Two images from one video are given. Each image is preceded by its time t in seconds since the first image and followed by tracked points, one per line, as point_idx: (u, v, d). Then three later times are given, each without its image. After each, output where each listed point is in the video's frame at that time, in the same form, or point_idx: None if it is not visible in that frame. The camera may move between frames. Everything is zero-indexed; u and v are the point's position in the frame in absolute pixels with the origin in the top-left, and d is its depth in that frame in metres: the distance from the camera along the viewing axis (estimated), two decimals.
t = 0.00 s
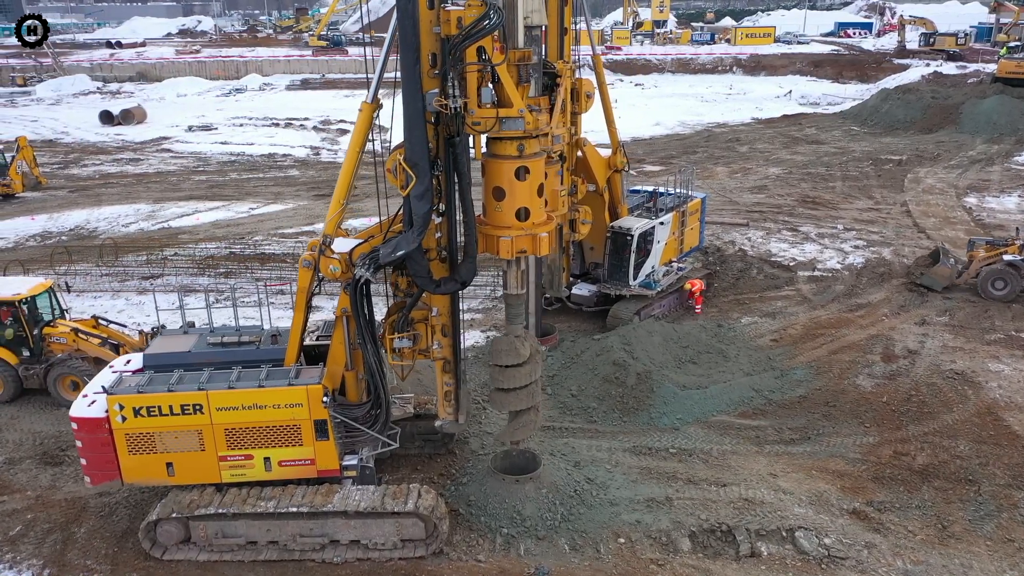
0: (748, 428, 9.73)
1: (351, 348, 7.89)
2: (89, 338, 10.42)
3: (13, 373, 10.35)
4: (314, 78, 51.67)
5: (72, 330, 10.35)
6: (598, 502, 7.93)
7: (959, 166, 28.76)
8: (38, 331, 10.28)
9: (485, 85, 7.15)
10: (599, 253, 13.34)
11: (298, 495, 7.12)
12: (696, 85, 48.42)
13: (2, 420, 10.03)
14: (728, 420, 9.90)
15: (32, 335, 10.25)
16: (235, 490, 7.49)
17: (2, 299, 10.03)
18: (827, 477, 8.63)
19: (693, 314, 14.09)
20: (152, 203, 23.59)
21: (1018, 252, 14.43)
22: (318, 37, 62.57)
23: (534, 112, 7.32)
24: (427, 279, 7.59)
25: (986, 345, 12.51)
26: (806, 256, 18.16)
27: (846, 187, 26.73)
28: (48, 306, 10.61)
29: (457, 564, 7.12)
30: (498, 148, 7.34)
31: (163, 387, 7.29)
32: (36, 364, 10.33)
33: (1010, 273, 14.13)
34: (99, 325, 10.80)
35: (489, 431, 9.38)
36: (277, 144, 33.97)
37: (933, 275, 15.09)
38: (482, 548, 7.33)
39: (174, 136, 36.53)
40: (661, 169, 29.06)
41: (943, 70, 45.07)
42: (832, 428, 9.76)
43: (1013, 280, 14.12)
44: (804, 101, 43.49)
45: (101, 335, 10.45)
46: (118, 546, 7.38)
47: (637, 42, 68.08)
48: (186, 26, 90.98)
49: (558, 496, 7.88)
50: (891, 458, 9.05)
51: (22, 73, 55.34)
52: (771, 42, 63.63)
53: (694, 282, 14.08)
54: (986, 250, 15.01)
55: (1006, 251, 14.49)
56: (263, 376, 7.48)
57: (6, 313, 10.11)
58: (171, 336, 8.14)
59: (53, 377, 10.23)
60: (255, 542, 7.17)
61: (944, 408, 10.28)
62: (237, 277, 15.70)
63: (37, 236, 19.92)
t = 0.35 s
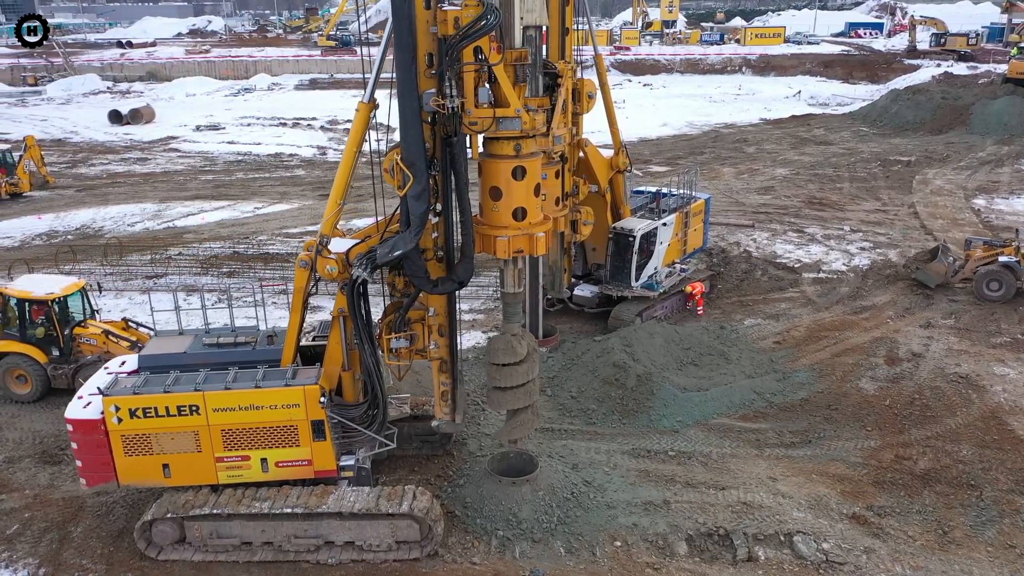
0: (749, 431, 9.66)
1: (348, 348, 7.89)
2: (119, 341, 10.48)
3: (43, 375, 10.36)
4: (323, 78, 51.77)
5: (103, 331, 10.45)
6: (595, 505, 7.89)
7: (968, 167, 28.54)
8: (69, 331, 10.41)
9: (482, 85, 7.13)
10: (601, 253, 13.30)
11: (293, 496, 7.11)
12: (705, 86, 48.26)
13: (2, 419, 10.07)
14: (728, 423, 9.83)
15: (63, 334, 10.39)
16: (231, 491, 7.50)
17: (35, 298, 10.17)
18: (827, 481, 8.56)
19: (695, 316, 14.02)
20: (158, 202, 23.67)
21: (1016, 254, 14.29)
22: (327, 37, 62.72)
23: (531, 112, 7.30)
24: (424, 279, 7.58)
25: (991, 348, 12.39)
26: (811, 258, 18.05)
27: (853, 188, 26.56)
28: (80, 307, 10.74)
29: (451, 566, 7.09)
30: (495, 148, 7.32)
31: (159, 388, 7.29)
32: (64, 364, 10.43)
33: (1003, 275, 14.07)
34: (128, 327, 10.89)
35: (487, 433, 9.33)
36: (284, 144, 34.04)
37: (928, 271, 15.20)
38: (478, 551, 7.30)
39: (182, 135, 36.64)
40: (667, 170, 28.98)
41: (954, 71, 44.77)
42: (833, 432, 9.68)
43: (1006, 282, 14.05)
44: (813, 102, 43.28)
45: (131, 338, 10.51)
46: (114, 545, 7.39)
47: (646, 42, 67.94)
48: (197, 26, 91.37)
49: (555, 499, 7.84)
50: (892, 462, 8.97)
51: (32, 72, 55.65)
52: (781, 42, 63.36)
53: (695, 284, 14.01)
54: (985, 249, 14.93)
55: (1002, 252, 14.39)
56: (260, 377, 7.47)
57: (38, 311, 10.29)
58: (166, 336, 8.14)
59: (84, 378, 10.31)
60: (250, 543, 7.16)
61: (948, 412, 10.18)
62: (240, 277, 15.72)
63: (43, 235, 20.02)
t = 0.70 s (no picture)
0: (749, 433, 9.59)
1: (344, 348, 7.88)
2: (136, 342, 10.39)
3: (64, 375, 10.37)
4: (331, 78, 51.86)
5: (121, 331, 10.39)
6: (592, 507, 7.85)
7: (977, 168, 28.33)
8: (87, 331, 10.41)
9: (478, 84, 7.12)
10: (602, 254, 13.23)
11: (288, 497, 7.10)
12: (713, 86, 48.10)
13: (2, 417, 10.10)
14: (728, 426, 9.77)
15: (81, 334, 10.38)
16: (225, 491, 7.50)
17: (53, 298, 10.23)
18: (827, 485, 8.49)
19: (697, 317, 13.95)
20: (164, 202, 23.77)
21: (1009, 255, 14.40)
22: (336, 37, 62.87)
23: (526, 111, 7.30)
24: (421, 278, 7.55)
25: (996, 351, 12.28)
26: (816, 259, 17.94)
27: (860, 189, 26.40)
28: (99, 307, 10.74)
29: (445, 568, 7.06)
30: (491, 147, 7.30)
31: (154, 390, 7.26)
32: (83, 364, 10.43)
33: (995, 276, 14.19)
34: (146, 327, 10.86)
35: (485, 434, 9.29)
36: (291, 144, 34.12)
37: (922, 269, 15.54)
38: (472, 553, 7.27)
39: (189, 135, 36.76)
40: (673, 170, 28.90)
41: (964, 71, 44.47)
42: (833, 435, 9.60)
43: (999, 283, 14.16)
44: (821, 102, 43.11)
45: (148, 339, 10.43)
46: (109, 545, 7.40)
47: (655, 42, 67.83)
48: (206, 26, 91.70)
49: (551, 501, 7.80)
50: (893, 466, 8.89)
51: (43, 72, 56.00)
52: (790, 42, 63.13)
53: (697, 286, 13.93)
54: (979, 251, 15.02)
55: (996, 252, 14.54)
56: (256, 378, 7.44)
57: (57, 312, 10.30)
58: (159, 339, 8.13)
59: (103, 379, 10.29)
60: (244, 543, 7.15)
61: (951, 415, 10.09)
62: (243, 276, 15.76)
63: (49, 234, 20.13)
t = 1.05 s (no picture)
0: (748, 436, 9.53)
1: (340, 346, 7.87)
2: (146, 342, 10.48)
3: (71, 375, 10.36)
4: (339, 78, 51.97)
5: (130, 332, 10.46)
6: (587, 509, 7.81)
7: (986, 170, 28.12)
8: (96, 331, 10.41)
9: (473, 82, 7.11)
10: (604, 255, 13.19)
11: (281, 497, 7.09)
12: (721, 86, 47.94)
13: (1, 415, 10.13)
14: (727, 427, 9.71)
15: (90, 334, 10.37)
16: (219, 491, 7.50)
17: (63, 298, 10.21)
18: (825, 488, 8.42)
19: (699, 318, 13.87)
20: (169, 201, 23.85)
21: (1001, 255, 14.38)
22: (344, 37, 62.98)
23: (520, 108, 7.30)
24: (418, 276, 7.53)
25: (1000, 354, 12.16)
26: (820, 260, 17.84)
27: (867, 190, 26.25)
28: (107, 306, 10.73)
29: (439, 569, 7.03)
30: (485, 145, 7.27)
31: (149, 393, 7.14)
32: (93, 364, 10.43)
33: (985, 277, 14.27)
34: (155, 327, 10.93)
35: (482, 435, 9.27)
36: (297, 143, 34.19)
37: (915, 262, 15.67)
38: (466, 554, 7.25)
39: (197, 134, 36.88)
40: (678, 171, 28.81)
41: (974, 71, 44.18)
42: (833, 438, 9.53)
43: (988, 284, 14.25)
44: (830, 103, 42.90)
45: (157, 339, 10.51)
46: (104, 544, 7.40)
47: (664, 42, 67.64)
48: (216, 26, 92.00)
49: (546, 502, 7.77)
50: (893, 469, 8.81)
51: (53, 72, 56.34)
52: (800, 42, 62.86)
53: (699, 287, 13.84)
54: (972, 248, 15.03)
55: (988, 251, 14.56)
56: (254, 378, 7.35)
57: (66, 312, 10.28)
58: (148, 343, 8.04)
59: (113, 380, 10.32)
60: (238, 543, 7.15)
61: (953, 419, 10.00)
62: (246, 275, 15.79)
63: (54, 233, 20.24)
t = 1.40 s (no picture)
0: (746, 438, 9.47)
1: (337, 345, 7.86)
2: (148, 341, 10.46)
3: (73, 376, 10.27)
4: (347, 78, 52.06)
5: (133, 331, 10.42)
6: (582, 511, 7.77)
7: (994, 170, 27.91)
8: (98, 330, 10.36)
9: (467, 80, 7.13)
10: (604, 256, 13.18)
11: (274, 497, 7.09)
12: (729, 86, 47.77)
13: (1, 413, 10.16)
14: (725, 430, 9.65)
15: (92, 333, 10.32)
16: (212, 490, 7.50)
17: (64, 298, 10.14)
18: (823, 491, 8.36)
19: (700, 319, 13.79)
20: (174, 200, 23.92)
21: (994, 255, 14.44)
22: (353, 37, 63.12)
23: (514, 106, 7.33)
24: (416, 273, 7.50)
25: (1004, 357, 12.06)
26: (825, 261, 17.74)
27: (874, 191, 26.09)
28: (109, 305, 10.66)
29: (431, 570, 7.02)
30: (479, 142, 7.28)
31: (145, 395, 7.05)
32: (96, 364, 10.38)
33: (977, 276, 14.31)
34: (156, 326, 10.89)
35: (479, 435, 9.25)
36: (303, 143, 34.25)
37: (910, 259, 15.76)
38: (459, 555, 7.22)
39: (204, 134, 36.99)
40: (683, 171, 28.71)
41: (985, 72, 43.86)
42: (832, 441, 9.46)
43: (980, 283, 14.28)
44: (838, 103, 42.68)
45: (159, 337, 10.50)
46: (98, 543, 7.42)
47: (672, 42, 67.45)
48: (226, 26, 92.31)
49: (541, 504, 7.74)
50: (892, 473, 8.74)
51: (63, 71, 56.69)
52: (809, 42, 62.58)
53: (701, 287, 13.68)
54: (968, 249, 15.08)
55: (982, 251, 14.62)
56: (252, 378, 7.29)
57: (67, 312, 10.22)
58: (137, 346, 7.96)
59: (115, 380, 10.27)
60: (231, 543, 7.15)
61: (954, 422, 9.91)
62: (248, 275, 15.81)
63: (60, 232, 20.34)
